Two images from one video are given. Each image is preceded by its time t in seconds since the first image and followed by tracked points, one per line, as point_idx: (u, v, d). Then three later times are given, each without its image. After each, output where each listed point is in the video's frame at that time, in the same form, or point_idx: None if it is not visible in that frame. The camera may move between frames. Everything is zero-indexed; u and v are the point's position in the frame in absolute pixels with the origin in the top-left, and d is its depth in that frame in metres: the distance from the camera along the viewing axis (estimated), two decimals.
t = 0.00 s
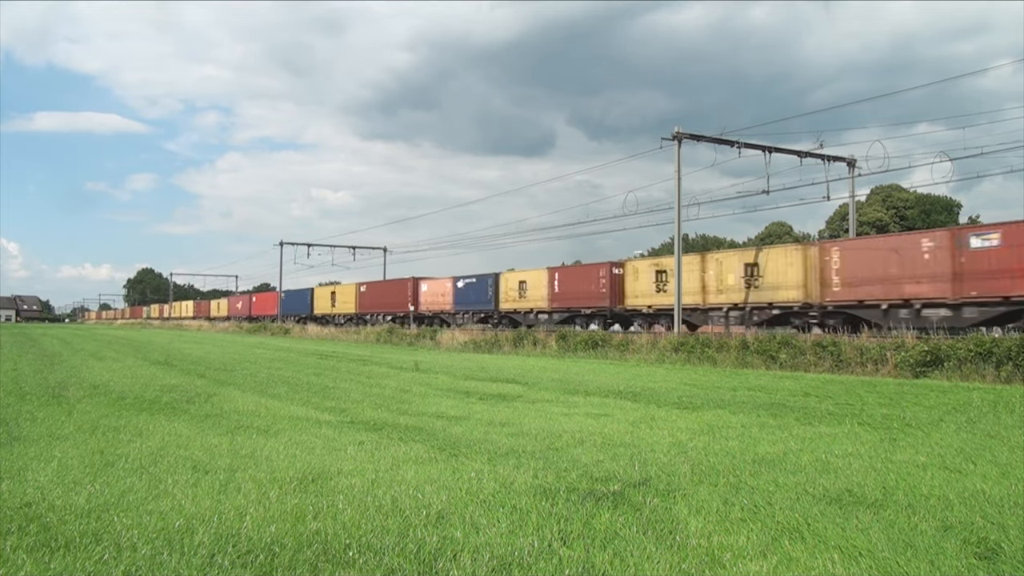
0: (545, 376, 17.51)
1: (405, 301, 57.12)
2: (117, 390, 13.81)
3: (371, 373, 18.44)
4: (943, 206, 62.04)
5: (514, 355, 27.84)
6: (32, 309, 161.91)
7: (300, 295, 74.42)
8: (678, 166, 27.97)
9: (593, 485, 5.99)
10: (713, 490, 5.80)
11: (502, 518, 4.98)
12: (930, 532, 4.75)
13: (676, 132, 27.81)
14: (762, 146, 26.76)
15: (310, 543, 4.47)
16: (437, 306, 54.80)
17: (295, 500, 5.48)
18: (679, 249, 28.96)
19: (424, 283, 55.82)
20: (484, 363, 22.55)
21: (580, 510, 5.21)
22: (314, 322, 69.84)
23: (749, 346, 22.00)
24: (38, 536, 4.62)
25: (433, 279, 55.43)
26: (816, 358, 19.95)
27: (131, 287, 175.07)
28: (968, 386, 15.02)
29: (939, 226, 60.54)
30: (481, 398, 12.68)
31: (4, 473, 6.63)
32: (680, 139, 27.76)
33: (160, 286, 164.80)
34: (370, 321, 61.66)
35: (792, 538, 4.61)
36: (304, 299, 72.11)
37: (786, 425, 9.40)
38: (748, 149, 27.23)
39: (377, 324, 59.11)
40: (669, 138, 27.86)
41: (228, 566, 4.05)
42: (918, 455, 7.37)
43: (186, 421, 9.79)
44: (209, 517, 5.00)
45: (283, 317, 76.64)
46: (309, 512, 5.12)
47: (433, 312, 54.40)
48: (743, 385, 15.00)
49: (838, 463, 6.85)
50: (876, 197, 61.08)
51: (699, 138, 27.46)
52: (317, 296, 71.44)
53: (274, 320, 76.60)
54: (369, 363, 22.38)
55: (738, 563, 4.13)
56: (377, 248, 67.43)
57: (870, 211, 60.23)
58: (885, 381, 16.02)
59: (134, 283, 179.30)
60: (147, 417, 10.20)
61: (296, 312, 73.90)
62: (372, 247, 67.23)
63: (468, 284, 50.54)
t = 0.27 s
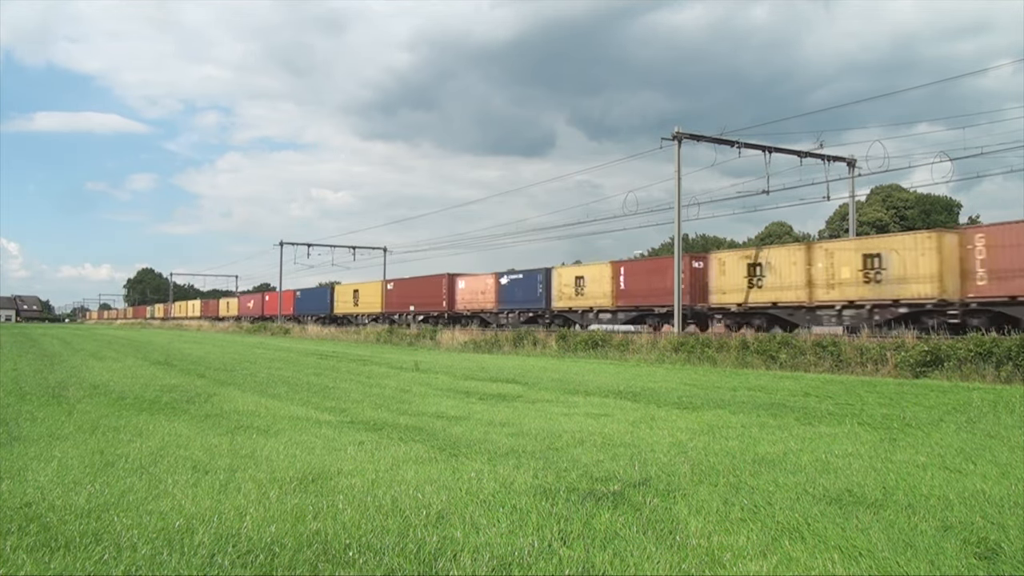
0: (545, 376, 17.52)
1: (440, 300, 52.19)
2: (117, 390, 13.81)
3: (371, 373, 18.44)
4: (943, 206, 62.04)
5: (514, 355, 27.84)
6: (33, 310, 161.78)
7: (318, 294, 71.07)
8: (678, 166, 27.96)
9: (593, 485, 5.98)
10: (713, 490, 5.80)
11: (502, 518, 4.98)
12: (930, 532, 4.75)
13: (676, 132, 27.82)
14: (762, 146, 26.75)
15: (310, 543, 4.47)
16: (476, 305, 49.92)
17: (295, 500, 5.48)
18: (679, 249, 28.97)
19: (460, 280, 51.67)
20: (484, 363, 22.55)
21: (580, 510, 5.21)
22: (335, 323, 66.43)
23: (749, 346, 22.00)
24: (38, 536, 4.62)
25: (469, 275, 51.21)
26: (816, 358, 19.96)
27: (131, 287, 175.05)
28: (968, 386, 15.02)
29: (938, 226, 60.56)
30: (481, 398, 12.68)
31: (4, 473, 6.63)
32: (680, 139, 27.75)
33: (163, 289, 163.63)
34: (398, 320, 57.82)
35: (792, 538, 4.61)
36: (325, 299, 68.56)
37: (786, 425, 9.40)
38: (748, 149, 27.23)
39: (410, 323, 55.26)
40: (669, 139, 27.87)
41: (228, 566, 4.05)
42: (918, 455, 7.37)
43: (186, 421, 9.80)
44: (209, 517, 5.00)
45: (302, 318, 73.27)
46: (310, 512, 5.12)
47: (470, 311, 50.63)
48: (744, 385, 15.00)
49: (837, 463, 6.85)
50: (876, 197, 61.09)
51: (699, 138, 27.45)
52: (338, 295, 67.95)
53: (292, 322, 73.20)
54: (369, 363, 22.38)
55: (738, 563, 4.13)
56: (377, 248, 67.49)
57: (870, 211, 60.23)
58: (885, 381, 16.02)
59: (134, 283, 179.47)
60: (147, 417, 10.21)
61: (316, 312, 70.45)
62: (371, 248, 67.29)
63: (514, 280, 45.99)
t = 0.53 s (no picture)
0: (545, 376, 17.52)
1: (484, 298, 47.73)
2: (117, 390, 13.81)
3: (371, 373, 18.45)
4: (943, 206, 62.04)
5: (514, 355, 27.84)
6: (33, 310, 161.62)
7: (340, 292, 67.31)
8: (678, 166, 27.96)
9: (593, 485, 5.98)
10: (713, 490, 5.80)
11: (502, 518, 4.98)
12: (930, 532, 4.75)
13: (676, 132, 27.83)
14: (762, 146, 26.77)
15: (310, 543, 4.47)
16: (526, 304, 45.13)
17: (295, 500, 5.48)
18: (679, 248, 28.98)
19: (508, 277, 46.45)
20: (484, 363, 22.55)
21: (580, 510, 5.21)
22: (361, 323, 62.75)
23: (749, 346, 22.00)
24: (38, 536, 4.62)
25: (518, 271, 46.01)
26: (816, 358, 19.96)
27: (131, 288, 174.97)
28: (968, 386, 15.02)
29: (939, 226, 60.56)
30: (481, 398, 12.68)
31: (4, 473, 6.63)
32: (680, 139, 27.77)
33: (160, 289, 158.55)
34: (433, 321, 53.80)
35: (792, 539, 4.61)
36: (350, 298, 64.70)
37: (786, 425, 9.40)
38: (748, 149, 27.25)
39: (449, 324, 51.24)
40: (669, 139, 27.89)
41: (228, 566, 4.05)
42: (919, 455, 7.37)
43: (186, 421, 9.80)
44: (209, 517, 5.00)
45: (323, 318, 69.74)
46: (309, 512, 5.12)
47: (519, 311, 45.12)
48: (744, 385, 15.00)
49: (838, 463, 6.85)
50: (876, 197, 61.08)
51: (699, 138, 27.47)
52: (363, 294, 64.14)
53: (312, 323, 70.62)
54: (369, 363, 22.38)
55: (738, 563, 4.13)
56: (376, 248, 67.58)
57: (870, 211, 60.23)
58: (885, 381, 16.02)
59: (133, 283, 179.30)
60: (147, 417, 10.21)
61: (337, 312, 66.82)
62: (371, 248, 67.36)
63: (574, 277, 41.39)
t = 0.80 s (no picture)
0: (545, 376, 17.53)
1: (533, 297, 43.87)
2: (117, 390, 13.82)
3: (371, 372, 18.45)
4: (943, 206, 62.05)
5: (514, 355, 27.85)
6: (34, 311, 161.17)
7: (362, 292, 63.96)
8: (678, 166, 28.02)
9: (593, 485, 5.98)
10: (713, 490, 5.80)
11: (502, 518, 4.98)
12: (930, 532, 4.76)
13: (676, 131, 27.88)
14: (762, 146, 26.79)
15: (310, 543, 4.47)
16: (585, 302, 41.19)
17: (295, 500, 5.48)
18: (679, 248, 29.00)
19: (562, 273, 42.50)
20: (484, 363, 22.56)
21: (580, 510, 5.21)
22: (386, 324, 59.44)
23: (748, 346, 22.00)
24: (39, 536, 4.62)
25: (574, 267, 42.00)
26: (816, 358, 19.96)
27: (131, 287, 175.05)
28: (968, 386, 15.02)
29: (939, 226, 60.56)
30: (481, 398, 12.68)
31: (4, 473, 6.63)
32: (680, 139, 27.82)
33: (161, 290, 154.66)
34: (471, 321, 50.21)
35: (792, 538, 4.61)
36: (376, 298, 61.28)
37: (786, 425, 9.40)
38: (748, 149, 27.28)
39: (489, 325, 47.62)
40: (669, 139, 27.92)
41: (228, 566, 4.05)
42: (918, 455, 7.37)
43: (186, 421, 9.80)
44: (210, 517, 5.00)
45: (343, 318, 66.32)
46: (310, 512, 5.12)
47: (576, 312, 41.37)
48: (744, 385, 15.00)
49: (837, 463, 6.85)
50: (876, 197, 61.08)
51: (699, 138, 27.49)
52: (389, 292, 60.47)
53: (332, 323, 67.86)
54: (369, 363, 22.39)
55: (738, 563, 4.13)
56: (376, 249, 67.58)
57: (870, 211, 60.22)
58: (885, 381, 16.02)
59: (133, 283, 179.24)
60: (147, 417, 10.20)
61: (362, 312, 63.60)
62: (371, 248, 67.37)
63: (643, 272, 36.90)
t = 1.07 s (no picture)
0: (545, 376, 17.53)
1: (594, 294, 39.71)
2: (117, 390, 13.82)
3: (371, 372, 18.45)
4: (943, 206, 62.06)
5: (514, 355, 27.86)
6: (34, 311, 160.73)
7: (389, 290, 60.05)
8: (678, 166, 28.07)
9: (593, 485, 5.99)
10: (713, 490, 5.80)
11: (503, 518, 4.98)
12: (930, 532, 4.75)
13: (676, 132, 27.91)
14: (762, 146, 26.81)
15: (310, 543, 4.47)
16: (657, 299, 36.57)
17: (295, 500, 5.48)
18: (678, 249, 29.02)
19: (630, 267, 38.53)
20: (484, 363, 22.56)
21: (580, 510, 5.21)
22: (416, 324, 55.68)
23: (748, 346, 22.00)
24: (38, 536, 4.62)
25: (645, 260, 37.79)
26: (816, 358, 19.97)
27: (131, 287, 175.25)
28: (968, 386, 15.02)
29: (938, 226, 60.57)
30: (481, 398, 12.68)
31: (4, 473, 6.63)
32: (680, 139, 27.83)
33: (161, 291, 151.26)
34: (517, 321, 46.17)
35: (792, 538, 4.61)
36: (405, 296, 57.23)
37: (786, 425, 9.40)
38: (748, 149, 27.31)
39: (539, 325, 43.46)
40: (669, 139, 27.96)
41: (228, 566, 4.05)
42: (918, 455, 7.37)
43: (186, 421, 9.80)
44: (209, 517, 5.00)
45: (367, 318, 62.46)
46: (309, 512, 5.12)
47: (647, 310, 37.24)
48: (743, 385, 15.00)
49: (837, 463, 6.85)
50: (876, 197, 61.09)
51: (699, 138, 27.52)
52: (420, 289, 56.47)
53: (357, 323, 64.23)
54: (369, 363, 22.39)
55: (738, 563, 4.14)
56: (376, 249, 67.59)
57: (870, 211, 60.23)
58: (885, 381, 16.02)
59: (133, 283, 179.16)
60: (147, 417, 10.21)
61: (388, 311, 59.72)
62: (371, 248, 67.37)
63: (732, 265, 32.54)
